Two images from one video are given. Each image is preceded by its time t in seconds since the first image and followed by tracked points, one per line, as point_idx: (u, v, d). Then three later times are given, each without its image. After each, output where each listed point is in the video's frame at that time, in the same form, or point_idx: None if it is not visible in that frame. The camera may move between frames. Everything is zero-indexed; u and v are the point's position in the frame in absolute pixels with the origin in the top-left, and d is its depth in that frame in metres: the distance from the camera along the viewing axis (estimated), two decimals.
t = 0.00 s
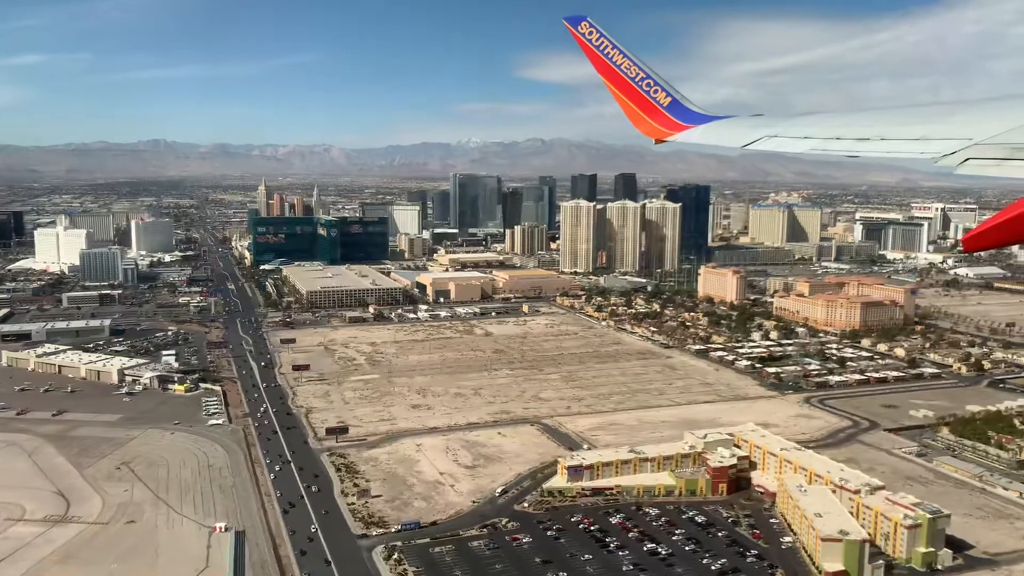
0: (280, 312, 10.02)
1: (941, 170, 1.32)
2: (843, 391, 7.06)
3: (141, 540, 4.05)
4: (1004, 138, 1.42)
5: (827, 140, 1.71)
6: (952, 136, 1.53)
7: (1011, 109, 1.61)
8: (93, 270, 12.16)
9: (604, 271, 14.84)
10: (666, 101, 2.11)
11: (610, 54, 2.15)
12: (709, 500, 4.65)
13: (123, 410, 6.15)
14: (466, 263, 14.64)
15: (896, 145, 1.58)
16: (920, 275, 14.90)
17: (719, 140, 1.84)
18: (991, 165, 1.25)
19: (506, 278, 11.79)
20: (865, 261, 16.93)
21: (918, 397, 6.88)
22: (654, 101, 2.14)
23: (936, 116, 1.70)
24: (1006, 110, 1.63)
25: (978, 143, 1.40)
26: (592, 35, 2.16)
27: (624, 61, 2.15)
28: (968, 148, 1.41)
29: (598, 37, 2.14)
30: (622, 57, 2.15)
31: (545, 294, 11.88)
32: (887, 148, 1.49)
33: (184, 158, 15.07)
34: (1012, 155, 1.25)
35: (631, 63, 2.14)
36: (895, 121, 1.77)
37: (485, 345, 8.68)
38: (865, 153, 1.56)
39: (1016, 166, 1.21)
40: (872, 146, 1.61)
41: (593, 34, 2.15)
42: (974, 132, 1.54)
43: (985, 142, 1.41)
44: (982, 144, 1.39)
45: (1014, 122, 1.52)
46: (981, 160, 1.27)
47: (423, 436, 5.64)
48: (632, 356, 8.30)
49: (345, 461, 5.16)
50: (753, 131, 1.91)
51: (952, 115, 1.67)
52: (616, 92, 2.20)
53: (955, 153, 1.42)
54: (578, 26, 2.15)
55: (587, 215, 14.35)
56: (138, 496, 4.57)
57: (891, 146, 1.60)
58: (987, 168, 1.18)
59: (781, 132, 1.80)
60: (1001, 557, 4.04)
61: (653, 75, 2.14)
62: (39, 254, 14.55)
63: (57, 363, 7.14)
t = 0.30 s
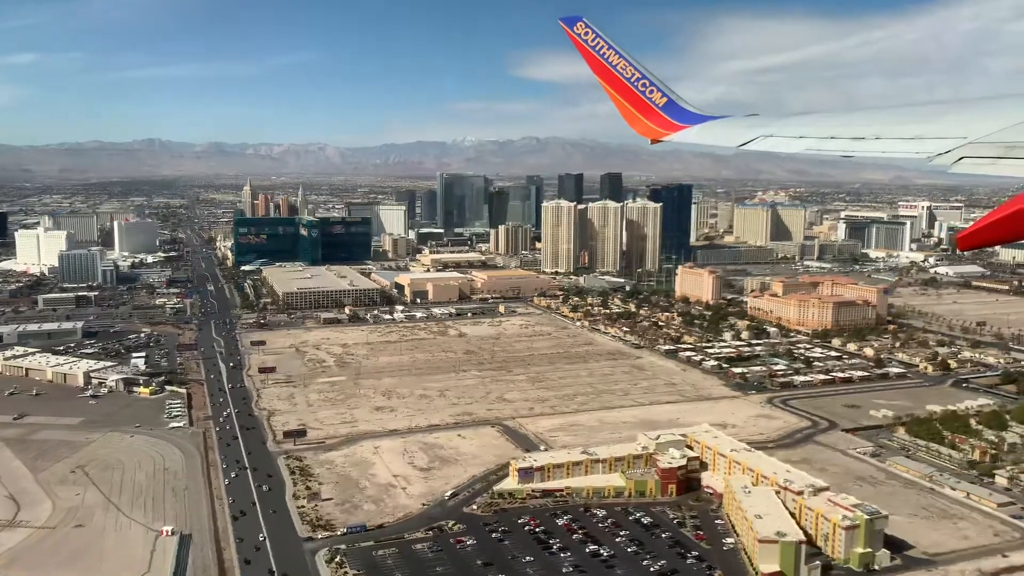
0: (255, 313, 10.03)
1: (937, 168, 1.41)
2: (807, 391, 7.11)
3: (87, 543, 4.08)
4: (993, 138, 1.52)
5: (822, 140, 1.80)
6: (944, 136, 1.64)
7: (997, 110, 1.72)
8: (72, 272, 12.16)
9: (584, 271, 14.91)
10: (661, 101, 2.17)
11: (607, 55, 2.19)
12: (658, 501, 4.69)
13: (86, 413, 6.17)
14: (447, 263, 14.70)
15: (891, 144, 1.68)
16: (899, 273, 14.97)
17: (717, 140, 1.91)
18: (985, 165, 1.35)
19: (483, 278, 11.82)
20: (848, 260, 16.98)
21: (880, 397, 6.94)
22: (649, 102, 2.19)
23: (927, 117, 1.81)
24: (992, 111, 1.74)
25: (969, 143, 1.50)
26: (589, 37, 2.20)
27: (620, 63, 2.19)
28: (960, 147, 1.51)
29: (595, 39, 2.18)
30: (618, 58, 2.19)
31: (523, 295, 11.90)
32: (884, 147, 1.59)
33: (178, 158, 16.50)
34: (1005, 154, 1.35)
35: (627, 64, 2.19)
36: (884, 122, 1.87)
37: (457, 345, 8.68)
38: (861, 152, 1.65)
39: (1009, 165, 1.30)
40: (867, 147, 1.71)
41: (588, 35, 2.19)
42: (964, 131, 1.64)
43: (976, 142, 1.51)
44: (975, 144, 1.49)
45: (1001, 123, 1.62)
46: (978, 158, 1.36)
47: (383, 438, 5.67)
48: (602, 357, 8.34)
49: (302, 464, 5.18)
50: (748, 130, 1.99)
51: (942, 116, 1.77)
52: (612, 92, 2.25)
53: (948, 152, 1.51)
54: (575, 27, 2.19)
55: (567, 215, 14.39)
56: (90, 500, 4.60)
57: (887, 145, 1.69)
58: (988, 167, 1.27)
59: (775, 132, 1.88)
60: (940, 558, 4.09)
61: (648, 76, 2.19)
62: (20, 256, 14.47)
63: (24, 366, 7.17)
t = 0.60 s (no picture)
0: (231, 317, 10.04)
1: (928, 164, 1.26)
2: (772, 393, 7.14)
3: (33, 550, 4.09)
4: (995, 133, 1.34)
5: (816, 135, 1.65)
6: (944, 131, 1.49)
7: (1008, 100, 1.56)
8: (53, 275, 12.16)
9: (567, 272, 14.95)
10: (658, 97, 2.06)
11: (601, 48, 2.07)
12: (609, 505, 4.72)
13: (48, 419, 6.16)
14: (430, 265, 14.73)
15: (887, 138, 1.53)
16: (881, 273, 15.05)
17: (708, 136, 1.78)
18: (980, 160, 1.20)
19: (463, 280, 11.84)
20: (832, 260, 17.04)
21: (844, 399, 6.97)
22: (644, 96, 2.07)
23: (932, 108, 1.65)
24: (999, 103, 1.58)
25: (967, 138, 1.33)
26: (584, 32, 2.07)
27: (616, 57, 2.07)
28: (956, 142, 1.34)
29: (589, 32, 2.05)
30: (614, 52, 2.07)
31: (502, 296, 11.93)
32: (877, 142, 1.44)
33: (173, 158, 15.12)
34: (1001, 148, 1.21)
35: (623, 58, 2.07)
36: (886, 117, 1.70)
37: (430, 347, 8.68)
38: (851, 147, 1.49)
39: (1000, 160, 1.16)
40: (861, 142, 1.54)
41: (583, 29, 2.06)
42: (966, 125, 1.49)
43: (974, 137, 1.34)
44: (972, 138, 1.32)
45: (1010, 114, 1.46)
46: (973, 154, 1.22)
47: (342, 443, 5.69)
48: (572, 360, 8.38)
49: (258, 469, 5.20)
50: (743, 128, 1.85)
51: (946, 109, 1.62)
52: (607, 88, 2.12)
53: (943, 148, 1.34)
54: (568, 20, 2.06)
55: (549, 217, 14.42)
56: (42, 506, 4.61)
57: (883, 140, 1.55)
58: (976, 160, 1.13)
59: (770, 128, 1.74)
60: (881, 560, 4.12)
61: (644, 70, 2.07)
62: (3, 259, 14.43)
63: None
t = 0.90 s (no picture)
0: (207, 321, 10.06)
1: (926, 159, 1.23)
2: (739, 398, 7.15)
3: None
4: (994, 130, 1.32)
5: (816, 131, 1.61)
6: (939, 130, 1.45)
7: (1004, 99, 1.53)
8: (34, 279, 12.17)
9: (550, 275, 14.95)
10: (655, 92, 2.01)
11: (597, 42, 2.02)
12: (560, 511, 4.74)
13: (12, 425, 6.17)
14: (414, 268, 14.74)
15: (882, 134, 1.49)
16: (864, 276, 15.10)
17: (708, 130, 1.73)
18: (974, 155, 1.17)
19: (443, 284, 11.86)
20: (817, 263, 17.08)
21: (811, 403, 6.98)
22: (642, 91, 2.02)
23: (928, 107, 1.62)
24: (1003, 102, 1.53)
25: (966, 135, 1.31)
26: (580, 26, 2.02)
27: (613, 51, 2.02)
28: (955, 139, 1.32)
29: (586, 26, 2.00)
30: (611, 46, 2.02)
31: (482, 300, 11.96)
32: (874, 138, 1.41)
33: (166, 160, 17.96)
34: (995, 145, 1.18)
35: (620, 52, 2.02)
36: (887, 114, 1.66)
37: (403, 352, 8.69)
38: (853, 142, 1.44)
39: (997, 156, 1.12)
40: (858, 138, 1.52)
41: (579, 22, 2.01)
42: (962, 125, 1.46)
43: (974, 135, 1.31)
44: (969, 135, 1.30)
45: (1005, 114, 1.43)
46: (968, 150, 1.19)
47: (302, 450, 5.72)
48: (545, 364, 8.40)
49: (215, 475, 5.21)
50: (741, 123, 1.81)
51: (949, 106, 1.59)
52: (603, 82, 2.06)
53: (943, 144, 1.31)
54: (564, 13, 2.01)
55: (532, 220, 14.46)
56: None
57: (879, 137, 1.51)
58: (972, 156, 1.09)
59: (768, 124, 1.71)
60: (824, 566, 4.14)
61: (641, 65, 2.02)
62: None
63: None
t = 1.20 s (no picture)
0: (184, 327, 10.05)
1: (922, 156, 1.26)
2: (707, 405, 7.17)
3: None
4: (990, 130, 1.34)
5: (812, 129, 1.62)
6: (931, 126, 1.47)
7: (994, 97, 1.56)
8: (14, 284, 12.16)
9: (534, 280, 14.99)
10: (654, 90, 1.99)
11: (596, 40, 2.00)
12: (512, 519, 4.75)
13: None
14: (398, 272, 14.73)
15: (882, 133, 1.50)
16: (847, 281, 15.14)
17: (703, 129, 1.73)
18: (971, 154, 1.19)
19: (423, 289, 11.88)
20: (802, 269, 17.12)
21: (776, 410, 6.99)
22: (639, 89, 2.00)
23: (922, 105, 1.63)
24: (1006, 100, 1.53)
25: (961, 134, 1.33)
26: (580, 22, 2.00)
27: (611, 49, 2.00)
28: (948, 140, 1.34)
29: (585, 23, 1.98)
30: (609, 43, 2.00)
31: (462, 305, 11.97)
32: (873, 135, 1.43)
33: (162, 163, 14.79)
34: (993, 144, 1.21)
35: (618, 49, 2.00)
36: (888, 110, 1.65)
37: (377, 359, 8.69)
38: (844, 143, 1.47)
39: (997, 156, 1.14)
40: (854, 137, 1.53)
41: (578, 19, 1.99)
42: (958, 121, 1.49)
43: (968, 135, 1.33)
44: (964, 135, 1.32)
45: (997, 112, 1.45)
46: (965, 148, 1.21)
47: (262, 458, 5.74)
48: (517, 370, 8.40)
49: (172, 484, 5.21)
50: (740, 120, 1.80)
51: (948, 104, 1.58)
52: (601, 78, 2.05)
53: (936, 145, 1.34)
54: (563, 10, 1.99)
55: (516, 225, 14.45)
56: None
57: (876, 135, 1.52)
58: (972, 154, 1.12)
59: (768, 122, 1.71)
60: None
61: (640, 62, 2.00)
62: None
63: None
